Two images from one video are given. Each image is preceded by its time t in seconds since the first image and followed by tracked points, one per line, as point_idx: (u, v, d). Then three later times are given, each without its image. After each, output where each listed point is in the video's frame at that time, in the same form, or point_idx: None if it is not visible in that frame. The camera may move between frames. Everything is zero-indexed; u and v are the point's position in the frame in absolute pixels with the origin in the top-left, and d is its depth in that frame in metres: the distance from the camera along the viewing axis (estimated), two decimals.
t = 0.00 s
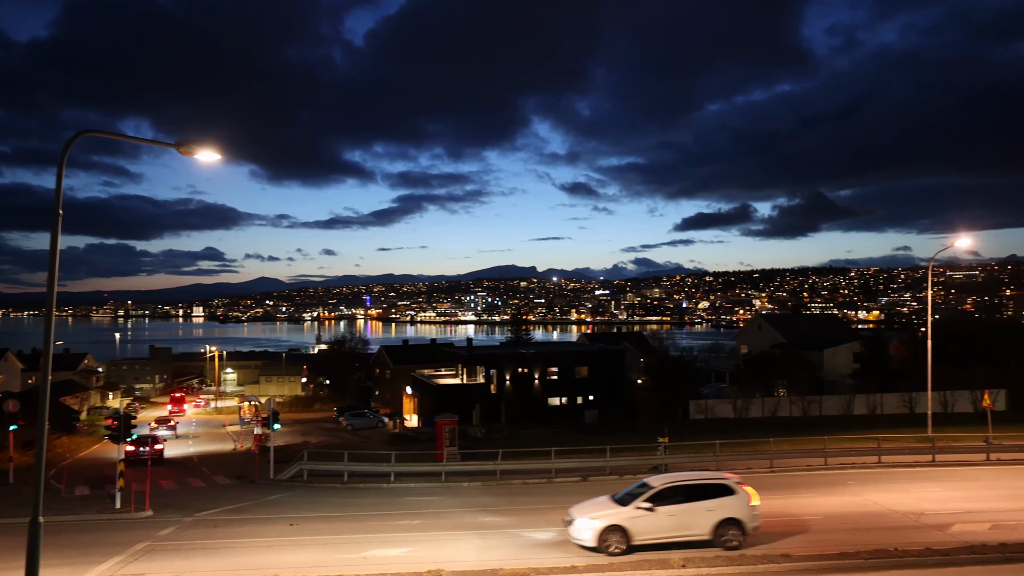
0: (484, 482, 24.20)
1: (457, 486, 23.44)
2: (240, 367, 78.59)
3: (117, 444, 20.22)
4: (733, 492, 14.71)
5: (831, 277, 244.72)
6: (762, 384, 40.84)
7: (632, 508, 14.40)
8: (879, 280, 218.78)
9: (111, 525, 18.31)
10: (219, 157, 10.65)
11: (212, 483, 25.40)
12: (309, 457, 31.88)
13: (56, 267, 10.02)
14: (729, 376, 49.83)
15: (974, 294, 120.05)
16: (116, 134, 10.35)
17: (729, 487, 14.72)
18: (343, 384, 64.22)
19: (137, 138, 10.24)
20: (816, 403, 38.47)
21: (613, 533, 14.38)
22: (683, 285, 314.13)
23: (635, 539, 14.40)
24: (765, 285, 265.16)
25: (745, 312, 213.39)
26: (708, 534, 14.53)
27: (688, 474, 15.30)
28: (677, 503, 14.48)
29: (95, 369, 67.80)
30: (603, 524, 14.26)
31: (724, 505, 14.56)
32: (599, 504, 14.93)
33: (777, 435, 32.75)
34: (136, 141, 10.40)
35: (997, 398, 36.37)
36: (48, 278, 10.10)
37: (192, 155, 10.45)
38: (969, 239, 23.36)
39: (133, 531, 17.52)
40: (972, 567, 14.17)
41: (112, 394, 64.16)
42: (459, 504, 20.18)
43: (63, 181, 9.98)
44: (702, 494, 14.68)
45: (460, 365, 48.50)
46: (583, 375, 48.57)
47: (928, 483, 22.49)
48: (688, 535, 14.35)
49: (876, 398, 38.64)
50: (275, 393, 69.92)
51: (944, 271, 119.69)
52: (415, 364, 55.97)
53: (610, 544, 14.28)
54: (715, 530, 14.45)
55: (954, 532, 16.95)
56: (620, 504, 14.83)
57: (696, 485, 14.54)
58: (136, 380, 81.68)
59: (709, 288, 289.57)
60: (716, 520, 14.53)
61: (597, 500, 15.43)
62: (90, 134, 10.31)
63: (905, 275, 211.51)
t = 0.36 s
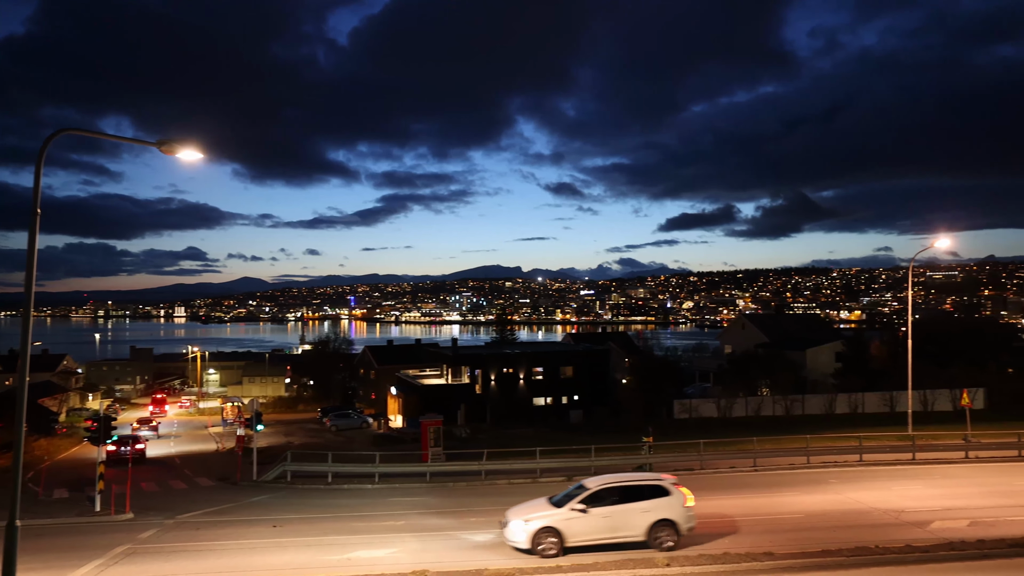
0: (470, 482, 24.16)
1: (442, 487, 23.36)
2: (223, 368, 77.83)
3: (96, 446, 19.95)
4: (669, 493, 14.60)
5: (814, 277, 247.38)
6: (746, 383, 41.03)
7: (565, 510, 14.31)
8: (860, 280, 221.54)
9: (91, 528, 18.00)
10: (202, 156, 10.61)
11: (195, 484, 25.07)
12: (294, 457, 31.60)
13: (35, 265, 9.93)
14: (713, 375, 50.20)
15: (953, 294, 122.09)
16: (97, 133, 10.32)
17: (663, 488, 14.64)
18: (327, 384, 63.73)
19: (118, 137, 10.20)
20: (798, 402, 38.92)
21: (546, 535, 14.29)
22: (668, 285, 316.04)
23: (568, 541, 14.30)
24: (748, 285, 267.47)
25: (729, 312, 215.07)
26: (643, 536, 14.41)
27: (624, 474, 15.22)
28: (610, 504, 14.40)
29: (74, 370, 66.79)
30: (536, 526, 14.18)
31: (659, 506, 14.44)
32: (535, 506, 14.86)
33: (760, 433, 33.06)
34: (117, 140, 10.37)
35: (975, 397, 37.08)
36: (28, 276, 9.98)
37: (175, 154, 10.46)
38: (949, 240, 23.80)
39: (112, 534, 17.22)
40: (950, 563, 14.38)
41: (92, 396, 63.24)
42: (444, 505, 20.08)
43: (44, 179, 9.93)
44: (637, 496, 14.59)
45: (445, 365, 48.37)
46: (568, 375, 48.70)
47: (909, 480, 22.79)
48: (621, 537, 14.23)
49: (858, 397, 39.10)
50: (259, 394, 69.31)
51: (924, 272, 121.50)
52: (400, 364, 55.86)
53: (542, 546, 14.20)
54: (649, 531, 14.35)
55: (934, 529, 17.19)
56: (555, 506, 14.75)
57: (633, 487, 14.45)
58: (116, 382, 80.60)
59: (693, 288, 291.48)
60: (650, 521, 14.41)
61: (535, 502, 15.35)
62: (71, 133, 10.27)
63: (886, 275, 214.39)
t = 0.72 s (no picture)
0: (454, 483, 24.04)
1: (427, 487, 23.23)
2: (206, 368, 76.89)
3: (75, 448, 19.56)
4: (608, 495, 14.40)
5: (797, 278, 249.73)
6: (730, 383, 41.18)
7: (502, 512, 14.05)
8: (842, 280, 224.00)
9: (69, 531, 17.64)
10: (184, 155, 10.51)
11: (176, 486, 24.68)
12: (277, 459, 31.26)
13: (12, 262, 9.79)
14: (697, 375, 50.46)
15: (934, 294, 123.80)
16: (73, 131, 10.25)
17: (602, 489, 14.42)
18: (311, 385, 63.16)
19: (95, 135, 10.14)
20: (781, 402, 39.24)
21: (483, 537, 14.02)
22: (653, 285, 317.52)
23: (505, 544, 14.04)
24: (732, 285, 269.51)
25: (713, 312, 216.52)
26: (581, 538, 14.18)
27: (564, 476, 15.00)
28: (548, 506, 14.18)
29: (53, 371, 65.63)
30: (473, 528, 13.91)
31: (597, 507, 14.24)
32: (473, 507, 14.59)
33: (744, 432, 33.28)
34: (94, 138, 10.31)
35: (954, 395, 38.19)
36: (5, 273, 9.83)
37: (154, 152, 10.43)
38: (930, 240, 24.14)
39: (91, 537, 16.89)
40: (930, 560, 14.53)
41: (71, 397, 62.27)
42: (428, 505, 19.93)
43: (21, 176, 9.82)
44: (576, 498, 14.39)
45: (430, 366, 48.13)
46: (553, 375, 48.68)
47: (890, 478, 23.04)
48: (558, 539, 14.00)
49: (841, 396, 39.51)
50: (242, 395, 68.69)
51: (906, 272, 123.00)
52: (385, 364, 55.58)
53: (479, 549, 13.92)
54: (586, 533, 14.12)
55: (915, 526, 17.37)
56: (493, 508, 14.49)
57: (574, 488, 14.24)
58: (97, 383, 79.31)
59: (678, 288, 293.04)
60: (588, 523, 14.20)
61: (476, 504, 15.09)
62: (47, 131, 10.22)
63: (868, 276, 216.91)
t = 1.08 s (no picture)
0: (440, 483, 23.92)
1: (412, 488, 23.08)
2: (189, 369, 75.91)
3: (55, 450, 19.20)
4: (549, 497, 14.20)
5: (780, 278, 251.99)
6: (715, 382, 41.37)
7: (442, 515, 13.81)
8: (825, 280, 226.37)
9: (49, 535, 17.29)
10: (165, 154, 10.28)
11: (159, 488, 24.33)
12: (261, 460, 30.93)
13: None
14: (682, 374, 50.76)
15: (915, 294, 125.31)
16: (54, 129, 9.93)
17: (544, 491, 14.20)
18: (295, 385, 62.59)
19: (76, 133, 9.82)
20: (766, 400, 39.56)
21: (423, 540, 13.78)
22: (638, 285, 318.59)
23: (444, 547, 13.81)
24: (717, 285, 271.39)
25: (698, 311, 217.83)
26: (521, 540, 13.97)
27: (508, 477, 14.80)
28: (488, 508, 13.96)
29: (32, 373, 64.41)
30: (412, 531, 13.67)
31: (538, 510, 14.02)
32: (415, 510, 14.34)
33: (729, 431, 33.46)
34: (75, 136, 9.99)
35: (935, 394, 38.75)
36: None
37: (136, 151, 10.07)
38: (911, 240, 24.41)
39: (72, 540, 16.57)
40: (912, 557, 14.70)
41: (51, 398, 61.19)
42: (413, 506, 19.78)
43: None
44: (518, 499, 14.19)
45: (415, 366, 47.87)
46: (539, 375, 48.64)
47: (872, 476, 23.27)
48: (497, 542, 13.78)
49: (823, 395, 39.90)
50: (226, 395, 68.00)
51: (888, 272, 124.54)
52: (370, 364, 55.26)
53: (418, 552, 13.68)
54: (525, 536, 13.89)
55: (896, 523, 17.54)
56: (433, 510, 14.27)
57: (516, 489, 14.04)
58: (77, 384, 77.94)
59: (663, 288, 293.39)
60: (529, 525, 13.98)
61: (419, 506, 14.83)
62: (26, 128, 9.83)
63: (850, 276, 219.28)
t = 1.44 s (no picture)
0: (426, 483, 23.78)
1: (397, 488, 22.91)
2: (172, 369, 74.93)
3: (34, 452, 18.80)
4: (494, 498, 13.87)
5: (764, 277, 253.31)
6: (700, 382, 41.57)
7: (383, 517, 13.41)
8: (807, 280, 228.63)
9: (28, 538, 16.91)
10: (148, 152, 9.96)
11: (141, 490, 23.94)
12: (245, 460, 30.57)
13: None
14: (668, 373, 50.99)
15: (896, 294, 126.85)
16: (30, 124, 9.55)
17: (489, 493, 13.86)
18: (280, 385, 62.05)
19: (54, 129, 9.47)
20: (750, 399, 39.86)
21: (364, 543, 13.37)
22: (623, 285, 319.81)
23: (385, 550, 13.41)
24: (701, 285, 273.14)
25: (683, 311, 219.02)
26: (464, 542, 13.62)
27: (454, 479, 14.44)
28: (431, 510, 13.60)
29: (11, 374, 63.18)
30: (353, 533, 13.25)
31: (482, 511, 13.68)
32: (358, 511, 13.93)
33: (714, 430, 33.62)
34: (53, 132, 9.63)
35: (916, 393, 39.24)
36: None
37: (118, 149, 9.75)
38: (893, 241, 24.64)
39: (52, 543, 16.23)
40: (894, 553, 14.82)
41: (30, 399, 60.07)
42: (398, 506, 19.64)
43: None
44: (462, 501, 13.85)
45: (400, 366, 47.56)
46: (525, 375, 48.59)
47: (855, 474, 23.47)
48: (439, 544, 13.41)
49: (807, 394, 40.28)
50: (209, 396, 67.25)
51: (870, 272, 125.98)
52: (355, 364, 54.88)
53: (358, 555, 13.26)
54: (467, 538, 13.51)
55: (878, 520, 17.70)
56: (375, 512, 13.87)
57: (460, 491, 13.68)
58: (57, 385, 76.55)
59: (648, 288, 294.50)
60: (472, 527, 13.64)
61: (362, 509, 14.40)
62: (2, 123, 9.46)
63: (832, 275, 221.61)
